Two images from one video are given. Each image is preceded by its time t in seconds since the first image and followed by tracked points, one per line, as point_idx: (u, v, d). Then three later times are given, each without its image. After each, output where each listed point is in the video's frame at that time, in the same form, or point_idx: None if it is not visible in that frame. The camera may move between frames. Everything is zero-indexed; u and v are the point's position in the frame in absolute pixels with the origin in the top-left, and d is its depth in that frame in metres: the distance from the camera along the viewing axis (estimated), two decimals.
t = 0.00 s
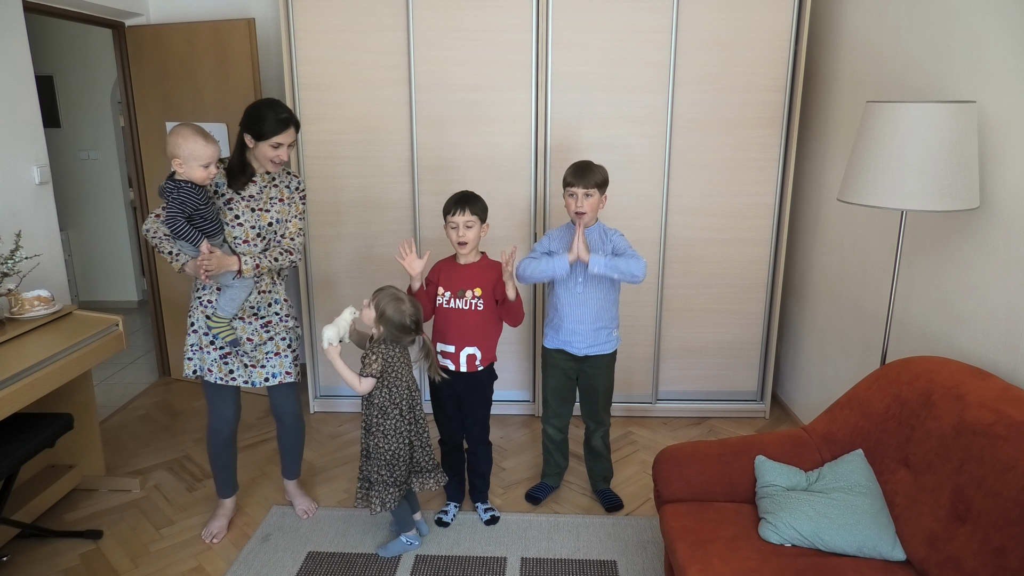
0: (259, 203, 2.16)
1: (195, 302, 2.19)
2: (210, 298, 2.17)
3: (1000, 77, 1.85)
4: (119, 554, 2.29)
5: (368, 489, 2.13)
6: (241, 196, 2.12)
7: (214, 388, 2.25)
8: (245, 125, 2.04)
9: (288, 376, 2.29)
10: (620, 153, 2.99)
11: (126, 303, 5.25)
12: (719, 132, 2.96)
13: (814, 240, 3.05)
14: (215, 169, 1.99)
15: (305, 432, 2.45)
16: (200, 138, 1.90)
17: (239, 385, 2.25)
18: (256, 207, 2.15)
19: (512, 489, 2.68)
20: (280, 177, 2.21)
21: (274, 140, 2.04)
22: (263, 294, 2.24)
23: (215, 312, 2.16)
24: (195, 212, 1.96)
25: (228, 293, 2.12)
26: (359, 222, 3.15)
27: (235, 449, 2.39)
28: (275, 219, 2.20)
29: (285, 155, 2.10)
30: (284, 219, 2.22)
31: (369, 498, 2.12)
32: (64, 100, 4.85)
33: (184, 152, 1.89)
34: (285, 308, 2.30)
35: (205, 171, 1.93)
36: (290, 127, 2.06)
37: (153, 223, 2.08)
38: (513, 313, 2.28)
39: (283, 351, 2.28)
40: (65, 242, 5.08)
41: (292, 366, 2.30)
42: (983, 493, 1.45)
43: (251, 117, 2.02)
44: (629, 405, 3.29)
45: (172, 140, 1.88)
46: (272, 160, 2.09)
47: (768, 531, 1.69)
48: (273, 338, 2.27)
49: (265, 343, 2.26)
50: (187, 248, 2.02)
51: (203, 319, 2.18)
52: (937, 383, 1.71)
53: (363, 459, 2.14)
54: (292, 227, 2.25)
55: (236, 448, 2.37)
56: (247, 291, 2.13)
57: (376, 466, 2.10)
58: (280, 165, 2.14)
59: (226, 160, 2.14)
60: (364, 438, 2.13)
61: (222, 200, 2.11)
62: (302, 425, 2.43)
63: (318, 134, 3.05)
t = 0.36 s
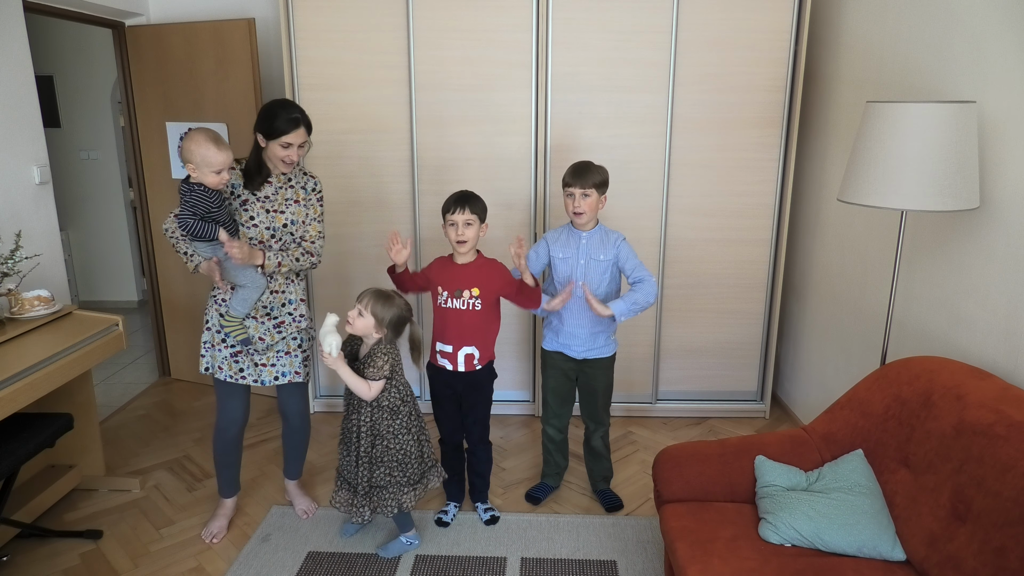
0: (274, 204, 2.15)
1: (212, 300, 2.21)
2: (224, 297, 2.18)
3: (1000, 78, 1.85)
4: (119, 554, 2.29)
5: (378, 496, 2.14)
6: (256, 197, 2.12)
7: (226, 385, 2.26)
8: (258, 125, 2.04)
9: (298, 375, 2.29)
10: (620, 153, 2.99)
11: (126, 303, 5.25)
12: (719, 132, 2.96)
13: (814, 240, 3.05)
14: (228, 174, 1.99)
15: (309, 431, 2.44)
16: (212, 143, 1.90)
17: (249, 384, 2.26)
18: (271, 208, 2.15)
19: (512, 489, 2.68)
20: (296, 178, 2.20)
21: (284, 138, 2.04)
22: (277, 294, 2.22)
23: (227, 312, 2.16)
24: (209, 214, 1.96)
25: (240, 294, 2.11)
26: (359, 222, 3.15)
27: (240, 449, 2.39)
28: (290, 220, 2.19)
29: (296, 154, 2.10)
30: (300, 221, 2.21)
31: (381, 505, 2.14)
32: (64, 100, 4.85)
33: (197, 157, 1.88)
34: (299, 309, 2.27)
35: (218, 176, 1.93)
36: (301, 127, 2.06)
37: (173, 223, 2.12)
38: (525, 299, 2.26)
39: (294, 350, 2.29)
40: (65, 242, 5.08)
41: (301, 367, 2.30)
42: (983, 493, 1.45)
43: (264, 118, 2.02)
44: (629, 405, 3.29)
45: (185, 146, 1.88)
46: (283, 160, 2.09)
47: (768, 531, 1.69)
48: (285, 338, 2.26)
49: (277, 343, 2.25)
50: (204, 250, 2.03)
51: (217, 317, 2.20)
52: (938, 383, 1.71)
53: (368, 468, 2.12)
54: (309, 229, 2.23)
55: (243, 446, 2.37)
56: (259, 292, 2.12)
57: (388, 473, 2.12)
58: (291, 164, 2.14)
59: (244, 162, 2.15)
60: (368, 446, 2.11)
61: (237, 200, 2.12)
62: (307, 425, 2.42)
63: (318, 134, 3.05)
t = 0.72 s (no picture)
0: (281, 205, 2.15)
1: (219, 299, 2.21)
2: (231, 296, 2.18)
3: (1000, 77, 1.85)
4: (119, 554, 2.29)
5: (401, 479, 2.27)
6: (263, 197, 2.12)
7: (230, 385, 2.25)
8: (265, 124, 2.05)
9: (301, 376, 2.29)
10: (620, 153, 2.99)
11: (126, 303, 5.24)
12: (719, 132, 2.96)
13: (814, 240, 3.05)
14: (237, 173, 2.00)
15: (310, 433, 2.44)
16: (223, 142, 1.91)
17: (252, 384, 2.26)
18: (278, 209, 2.14)
19: (511, 489, 2.68)
20: (304, 179, 2.20)
21: (288, 137, 2.04)
22: (281, 295, 2.21)
23: (232, 312, 2.16)
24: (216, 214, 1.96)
25: (245, 294, 2.11)
26: (359, 222, 3.15)
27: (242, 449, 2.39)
28: (297, 221, 2.18)
29: (301, 153, 2.09)
30: (308, 222, 2.21)
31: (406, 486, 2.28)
32: (63, 100, 4.85)
33: (207, 154, 1.90)
34: (304, 310, 2.27)
35: (225, 175, 1.94)
36: (305, 125, 2.05)
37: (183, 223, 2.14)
38: (513, 296, 2.19)
39: (299, 351, 2.28)
40: (64, 242, 5.08)
41: (305, 367, 2.30)
42: (983, 493, 1.45)
43: (272, 115, 2.03)
44: (629, 405, 3.29)
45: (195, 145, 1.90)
46: (288, 159, 2.09)
47: (767, 531, 1.69)
48: (290, 339, 2.26)
49: (282, 344, 2.25)
50: (213, 251, 2.05)
51: (222, 317, 2.20)
52: (938, 383, 1.71)
53: (389, 457, 2.23)
54: (316, 230, 2.24)
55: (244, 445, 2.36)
56: (264, 292, 2.12)
57: (405, 455, 2.27)
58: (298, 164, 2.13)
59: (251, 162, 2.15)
60: (381, 437, 2.21)
61: (245, 200, 2.12)
62: (309, 425, 2.43)
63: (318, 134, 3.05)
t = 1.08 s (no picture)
0: (272, 202, 2.15)
1: (210, 299, 2.20)
2: (223, 296, 2.18)
3: (1000, 77, 1.85)
4: (119, 555, 2.29)
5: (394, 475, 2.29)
6: (254, 194, 2.12)
7: (225, 386, 2.26)
8: (251, 119, 2.06)
9: (295, 376, 2.31)
10: (620, 153, 2.99)
11: (126, 303, 5.24)
12: (719, 132, 2.96)
13: (814, 240, 3.05)
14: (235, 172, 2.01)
15: (309, 434, 2.45)
16: (226, 140, 1.93)
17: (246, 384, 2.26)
18: (269, 206, 2.14)
19: (511, 489, 2.68)
20: (294, 176, 2.20)
21: (275, 132, 2.05)
22: (274, 294, 2.21)
23: (225, 311, 2.15)
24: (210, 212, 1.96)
25: (238, 293, 2.10)
26: (359, 223, 3.15)
27: (238, 449, 2.39)
28: (289, 218, 2.18)
29: (289, 149, 2.10)
30: (299, 219, 2.21)
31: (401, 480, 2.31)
32: (64, 100, 4.85)
33: (210, 150, 1.91)
34: (297, 309, 2.27)
35: (226, 172, 1.95)
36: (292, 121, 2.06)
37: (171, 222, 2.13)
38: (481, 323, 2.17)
39: (292, 351, 2.29)
40: (65, 242, 5.08)
41: (299, 367, 2.31)
42: (983, 493, 1.45)
43: (260, 110, 2.03)
44: (629, 405, 3.29)
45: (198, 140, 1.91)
46: (276, 154, 2.09)
47: (768, 531, 1.69)
48: (284, 339, 2.26)
49: (276, 344, 2.25)
50: (205, 248, 2.02)
51: (214, 318, 2.18)
52: (938, 383, 1.71)
53: (386, 453, 2.25)
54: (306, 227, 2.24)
55: (240, 445, 2.37)
56: (257, 290, 2.12)
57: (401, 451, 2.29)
58: (286, 160, 2.14)
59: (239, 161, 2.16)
60: (382, 433, 2.23)
61: (235, 199, 2.11)
62: (306, 427, 2.43)
63: (318, 134, 3.05)
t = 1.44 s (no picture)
0: (255, 201, 2.15)
1: (189, 300, 2.18)
2: (204, 297, 2.16)
3: (1000, 77, 1.85)
4: (119, 555, 2.29)
5: (390, 482, 2.27)
6: (236, 192, 2.11)
7: (208, 386, 2.24)
8: (230, 112, 2.07)
9: (281, 376, 2.30)
10: (620, 153, 2.99)
11: (126, 303, 5.24)
12: (719, 132, 2.96)
13: (814, 240, 3.05)
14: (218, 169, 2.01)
15: (301, 430, 2.44)
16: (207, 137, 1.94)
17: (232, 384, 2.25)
18: (252, 205, 2.15)
19: (511, 489, 2.68)
20: (277, 175, 2.20)
21: (254, 119, 2.05)
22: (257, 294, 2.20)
23: (208, 312, 2.14)
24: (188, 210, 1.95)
25: (221, 293, 2.09)
26: (359, 222, 3.15)
27: (231, 448, 2.39)
28: (272, 216, 2.19)
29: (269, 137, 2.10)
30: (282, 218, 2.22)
31: (399, 489, 2.28)
32: (64, 100, 4.85)
33: (194, 147, 1.91)
34: (281, 309, 2.27)
35: (208, 168, 1.95)
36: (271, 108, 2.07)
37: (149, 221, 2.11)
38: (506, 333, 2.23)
39: (278, 351, 2.28)
40: (65, 242, 5.07)
41: (285, 367, 2.30)
42: (984, 493, 1.45)
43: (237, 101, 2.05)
44: (629, 405, 3.29)
45: (182, 137, 1.91)
46: (257, 144, 2.09)
47: (768, 531, 1.69)
48: (269, 339, 2.26)
49: (260, 344, 2.24)
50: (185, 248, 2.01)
51: (196, 319, 2.17)
52: (938, 383, 1.71)
53: (381, 459, 2.24)
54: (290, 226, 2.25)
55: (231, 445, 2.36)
56: (240, 290, 2.11)
57: (399, 461, 2.26)
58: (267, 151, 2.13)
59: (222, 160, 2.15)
60: (379, 439, 2.22)
61: (217, 197, 2.10)
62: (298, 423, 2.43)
63: (318, 134, 3.05)
